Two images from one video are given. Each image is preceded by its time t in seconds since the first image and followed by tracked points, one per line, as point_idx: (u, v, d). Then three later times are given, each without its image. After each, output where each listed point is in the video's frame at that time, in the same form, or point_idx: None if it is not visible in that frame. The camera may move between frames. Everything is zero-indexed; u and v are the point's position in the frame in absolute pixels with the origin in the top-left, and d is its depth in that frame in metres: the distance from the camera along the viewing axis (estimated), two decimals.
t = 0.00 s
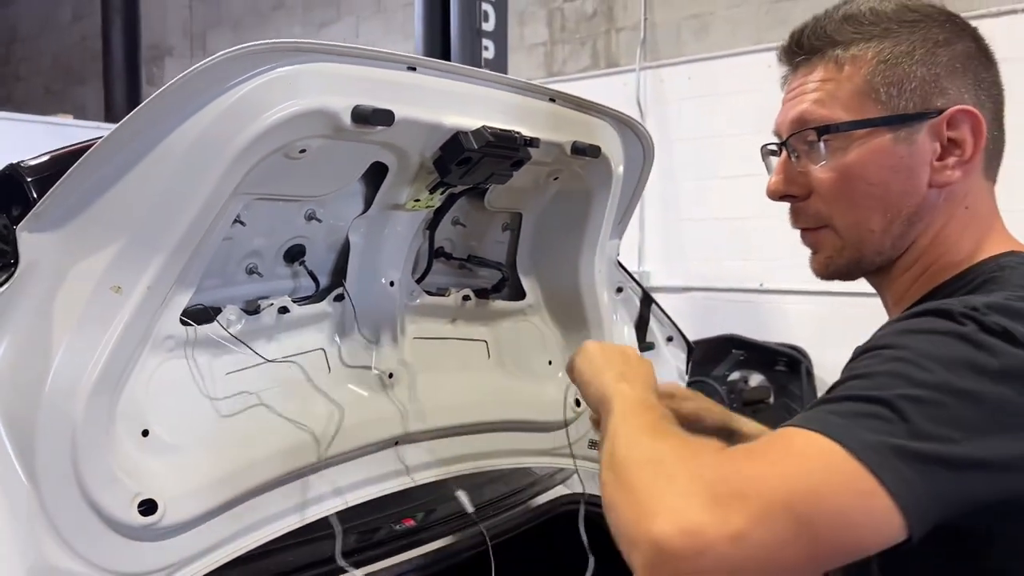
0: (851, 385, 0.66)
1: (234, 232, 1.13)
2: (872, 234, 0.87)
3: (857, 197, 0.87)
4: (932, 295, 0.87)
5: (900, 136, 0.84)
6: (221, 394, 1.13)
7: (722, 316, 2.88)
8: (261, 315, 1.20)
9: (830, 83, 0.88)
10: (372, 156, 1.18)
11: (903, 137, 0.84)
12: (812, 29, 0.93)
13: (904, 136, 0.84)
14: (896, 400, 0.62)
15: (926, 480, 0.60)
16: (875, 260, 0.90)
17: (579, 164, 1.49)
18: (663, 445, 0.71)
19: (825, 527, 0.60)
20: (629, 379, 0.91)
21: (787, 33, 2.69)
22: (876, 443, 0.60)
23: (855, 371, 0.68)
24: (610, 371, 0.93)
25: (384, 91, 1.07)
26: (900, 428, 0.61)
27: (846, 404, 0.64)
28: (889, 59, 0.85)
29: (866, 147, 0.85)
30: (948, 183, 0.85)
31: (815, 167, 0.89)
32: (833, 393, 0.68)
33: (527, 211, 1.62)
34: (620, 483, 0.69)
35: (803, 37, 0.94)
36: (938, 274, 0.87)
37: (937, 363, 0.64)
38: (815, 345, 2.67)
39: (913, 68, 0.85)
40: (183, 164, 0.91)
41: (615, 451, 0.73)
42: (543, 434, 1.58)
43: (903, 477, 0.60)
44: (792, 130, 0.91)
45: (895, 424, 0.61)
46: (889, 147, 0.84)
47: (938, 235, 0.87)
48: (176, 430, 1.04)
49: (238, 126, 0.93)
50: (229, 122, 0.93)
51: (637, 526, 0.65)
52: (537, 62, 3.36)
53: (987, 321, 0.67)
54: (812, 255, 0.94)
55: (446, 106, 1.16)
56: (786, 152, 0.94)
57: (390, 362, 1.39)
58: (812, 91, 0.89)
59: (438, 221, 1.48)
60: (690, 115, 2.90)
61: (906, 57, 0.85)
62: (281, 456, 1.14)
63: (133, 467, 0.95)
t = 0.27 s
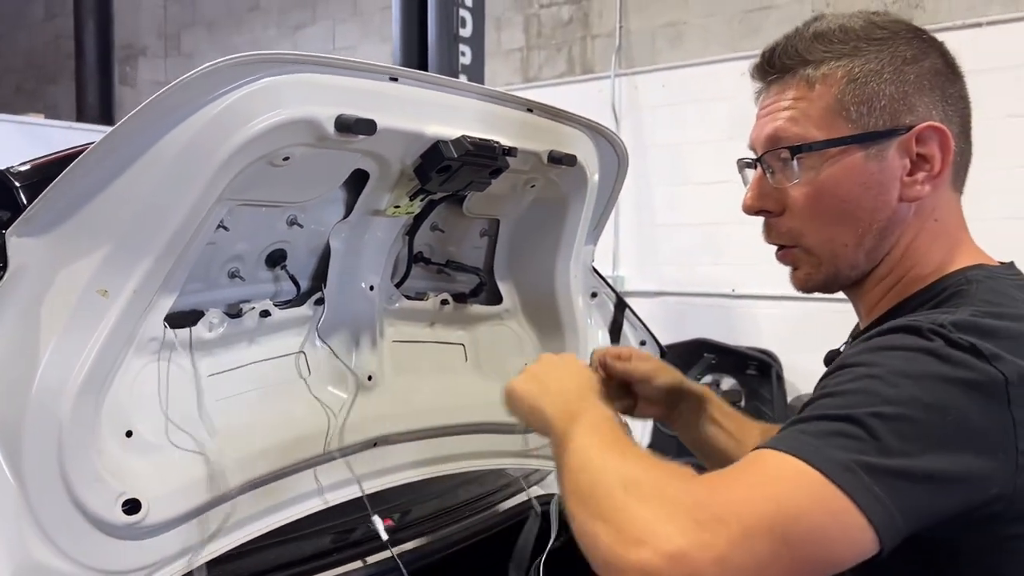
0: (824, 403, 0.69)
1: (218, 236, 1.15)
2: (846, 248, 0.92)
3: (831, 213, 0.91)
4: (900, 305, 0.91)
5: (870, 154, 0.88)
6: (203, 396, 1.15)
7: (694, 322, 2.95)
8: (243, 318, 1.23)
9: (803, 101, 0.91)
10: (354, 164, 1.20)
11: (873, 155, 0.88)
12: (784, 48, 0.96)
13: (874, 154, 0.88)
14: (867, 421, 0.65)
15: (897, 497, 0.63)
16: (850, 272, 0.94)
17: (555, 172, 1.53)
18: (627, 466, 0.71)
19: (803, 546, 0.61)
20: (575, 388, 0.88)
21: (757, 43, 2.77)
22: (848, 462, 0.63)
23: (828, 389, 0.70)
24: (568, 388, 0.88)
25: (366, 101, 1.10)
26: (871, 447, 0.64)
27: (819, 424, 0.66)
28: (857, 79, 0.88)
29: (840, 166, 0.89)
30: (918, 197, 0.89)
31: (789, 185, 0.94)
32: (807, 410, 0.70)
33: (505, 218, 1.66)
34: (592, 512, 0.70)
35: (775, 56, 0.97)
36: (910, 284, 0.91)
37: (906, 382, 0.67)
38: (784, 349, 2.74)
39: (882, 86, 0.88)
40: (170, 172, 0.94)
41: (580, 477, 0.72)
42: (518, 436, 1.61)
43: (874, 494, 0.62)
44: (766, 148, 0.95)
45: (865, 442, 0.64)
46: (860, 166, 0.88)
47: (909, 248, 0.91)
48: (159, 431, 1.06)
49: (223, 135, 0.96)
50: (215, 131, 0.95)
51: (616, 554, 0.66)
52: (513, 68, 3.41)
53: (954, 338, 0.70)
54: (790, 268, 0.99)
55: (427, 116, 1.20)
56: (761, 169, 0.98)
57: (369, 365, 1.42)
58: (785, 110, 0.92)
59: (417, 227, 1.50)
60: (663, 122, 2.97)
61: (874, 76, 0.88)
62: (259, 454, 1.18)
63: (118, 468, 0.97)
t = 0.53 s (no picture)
0: (827, 403, 0.66)
1: (203, 236, 1.16)
2: (823, 257, 0.96)
3: (808, 225, 0.95)
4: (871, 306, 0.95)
5: (843, 166, 0.90)
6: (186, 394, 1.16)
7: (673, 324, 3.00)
8: (227, 317, 1.24)
9: (774, 118, 0.93)
10: (338, 165, 1.23)
11: (845, 167, 0.91)
12: (751, 65, 0.98)
13: (847, 166, 0.90)
14: (879, 419, 0.63)
15: (909, 497, 0.61)
16: (827, 278, 0.98)
17: (536, 175, 1.56)
18: (624, 486, 0.65)
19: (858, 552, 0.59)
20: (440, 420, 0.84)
21: (736, 49, 2.82)
22: (870, 461, 0.61)
23: (827, 390, 0.68)
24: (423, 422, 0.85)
25: (351, 104, 1.12)
26: (884, 446, 0.62)
27: (831, 425, 0.64)
28: (824, 94, 0.91)
29: (815, 180, 0.92)
30: (890, 203, 0.92)
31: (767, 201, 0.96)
32: (807, 412, 0.67)
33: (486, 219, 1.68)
34: (604, 549, 0.63)
35: (744, 73, 0.99)
36: (880, 286, 0.96)
37: (903, 380, 0.67)
38: (762, 352, 2.79)
39: (848, 98, 0.91)
40: (156, 173, 0.95)
41: (576, 511, 0.65)
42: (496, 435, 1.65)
43: (893, 493, 0.60)
44: (742, 166, 0.97)
45: (880, 440, 0.62)
46: (834, 178, 0.91)
47: (882, 251, 0.95)
48: (143, 428, 1.07)
49: (210, 136, 0.97)
50: (202, 132, 0.97)
51: None
52: (495, 72, 3.45)
53: (931, 337, 0.72)
54: (769, 277, 1.03)
55: (410, 119, 1.22)
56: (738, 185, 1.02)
57: (352, 364, 1.44)
58: (757, 129, 0.95)
59: (399, 228, 1.52)
60: (644, 126, 3.02)
61: (841, 89, 0.91)
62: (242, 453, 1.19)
63: (103, 463, 0.98)
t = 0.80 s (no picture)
0: (824, 364, 0.64)
1: (195, 238, 1.17)
2: (815, 261, 0.93)
3: (803, 229, 0.92)
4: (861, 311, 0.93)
5: (838, 171, 0.89)
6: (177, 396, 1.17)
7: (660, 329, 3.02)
8: (218, 319, 1.25)
9: (772, 120, 0.91)
10: (329, 170, 1.24)
11: (841, 172, 0.89)
12: (749, 66, 0.96)
13: (842, 171, 0.89)
14: (877, 378, 0.61)
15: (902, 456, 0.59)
16: (818, 283, 0.96)
17: (526, 181, 1.58)
18: (615, 419, 0.58)
19: (861, 485, 0.56)
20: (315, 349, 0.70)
21: (724, 56, 2.86)
22: (868, 413, 0.58)
23: (823, 356, 0.66)
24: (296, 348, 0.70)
25: (343, 109, 1.13)
26: (881, 403, 0.60)
27: (829, 379, 0.61)
28: (823, 98, 0.89)
29: (811, 184, 0.89)
30: (882, 210, 0.91)
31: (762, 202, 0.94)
32: (801, 375, 0.65)
33: (476, 223, 1.69)
34: (606, 480, 0.55)
35: (741, 74, 0.96)
36: (870, 290, 0.94)
37: (898, 353, 0.65)
38: (747, 356, 2.82)
39: (847, 104, 0.89)
40: (149, 176, 0.96)
41: (575, 437, 0.56)
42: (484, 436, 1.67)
43: (888, 449, 0.58)
44: (737, 167, 0.94)
45: (877, 397, 0.60)
46: (830, 183, 0.89)
47: (872, 257, 0.94)
48: (134, 430, 1.08)
49: (203, 141, 0.98)
50: (195, 136, 0.98)
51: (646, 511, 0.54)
52: (485, 75, 3.46)
53: (925, 326, 0.71)
54: (759, 280, 1.00)
55: (401, 124, 1.23)
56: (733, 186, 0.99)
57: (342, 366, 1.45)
58: (755, 129, 0.92)
59: (390, 232, 1.53)
60: (633, 131, 3.04)
61: (840, 94, 0.89)
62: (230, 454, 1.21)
63: (94, 465, 0.99)
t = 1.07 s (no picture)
0: (828, 374, 0.66)
1: (188, 239, 1.18)
2: (804, 257, 0.94)
3: (797, 222, 0.93)
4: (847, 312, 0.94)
5: (838, 170, 0.90)
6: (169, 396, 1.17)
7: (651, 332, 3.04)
8: (210, 320, 1.25)
9: (781, 110, 0.91)
10: (322, 171, 1.24)
11: (840, 172, 0.90)
12: (767, 56, 0.96)
13: (842, 171, 0.90)
14: (879, 392, 0.63)
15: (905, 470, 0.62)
16: (805, 279, 0.97)
17: (519, 184, 1.58)
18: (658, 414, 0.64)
19: (857, 517, 0.59)
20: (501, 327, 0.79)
21: (717, 59, 2.87)
22: (872, 431, 0.61)
23: (824, 364, 0.68)
24: (470, 320, 0.79)
25: (336, 111, 1.14)
26: (882, 418, 0.62)
27: (833, 393, 0.63)
28: (834, 97, 0.90)
29: (811, 179, 0.90)
30: (875, 217, 0.92)
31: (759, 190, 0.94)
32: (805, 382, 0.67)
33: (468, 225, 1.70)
34: (643, 470, 0.60)
35: (758, 62, 0.97)
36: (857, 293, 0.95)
37: (897, 362, 0.67)
38: (738, 359, 2.84)
39: (857, 107, 0.90)
40: (143, 176, 0.96)
41: (611, 420, 0.63)
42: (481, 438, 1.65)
43: (892, 466, 0.61)
44: (739, 152, 0.94)
45: (879, 412, 0.63)
46: (829, 181, 0.90)
47: (862, 261, 0.94)
48: (126, 430, 1.08)
49: (197, 141, 0.99)
50: (189, 137, 0.98)
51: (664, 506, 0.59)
52: (478, 78, 3.47)
53: (921, 331, 0.72)
54: (747, 269, 1.00)
55: (394, 126, 1.24)
56: (730, 170, 0.98)
57: (334, 367, 1.45)
58: (764, 116, 0.92)
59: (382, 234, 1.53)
60: (625, 134, 3.06)
61: (851, 96, 0.90)
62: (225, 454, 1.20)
63: (85, 465, 0.99)
